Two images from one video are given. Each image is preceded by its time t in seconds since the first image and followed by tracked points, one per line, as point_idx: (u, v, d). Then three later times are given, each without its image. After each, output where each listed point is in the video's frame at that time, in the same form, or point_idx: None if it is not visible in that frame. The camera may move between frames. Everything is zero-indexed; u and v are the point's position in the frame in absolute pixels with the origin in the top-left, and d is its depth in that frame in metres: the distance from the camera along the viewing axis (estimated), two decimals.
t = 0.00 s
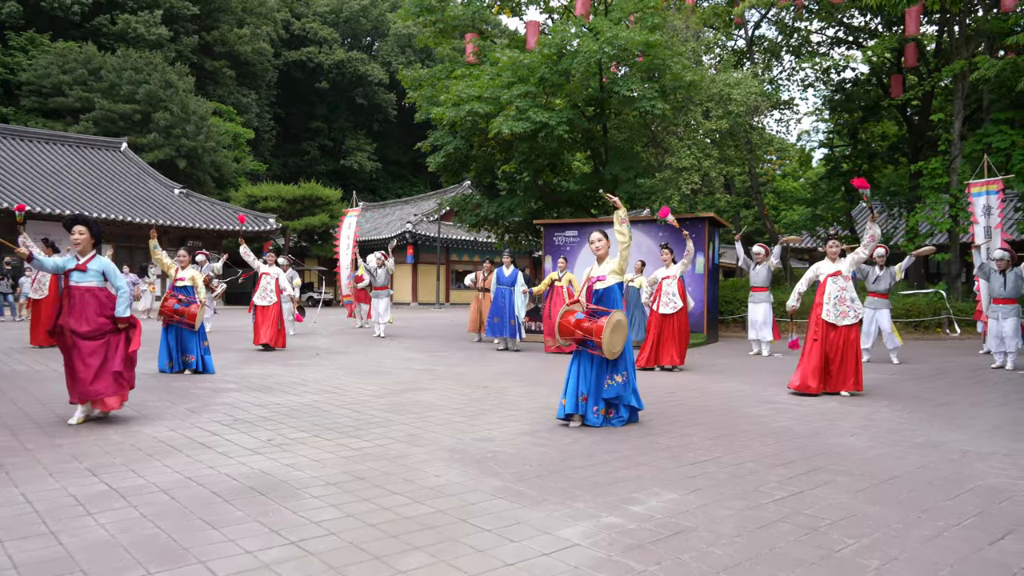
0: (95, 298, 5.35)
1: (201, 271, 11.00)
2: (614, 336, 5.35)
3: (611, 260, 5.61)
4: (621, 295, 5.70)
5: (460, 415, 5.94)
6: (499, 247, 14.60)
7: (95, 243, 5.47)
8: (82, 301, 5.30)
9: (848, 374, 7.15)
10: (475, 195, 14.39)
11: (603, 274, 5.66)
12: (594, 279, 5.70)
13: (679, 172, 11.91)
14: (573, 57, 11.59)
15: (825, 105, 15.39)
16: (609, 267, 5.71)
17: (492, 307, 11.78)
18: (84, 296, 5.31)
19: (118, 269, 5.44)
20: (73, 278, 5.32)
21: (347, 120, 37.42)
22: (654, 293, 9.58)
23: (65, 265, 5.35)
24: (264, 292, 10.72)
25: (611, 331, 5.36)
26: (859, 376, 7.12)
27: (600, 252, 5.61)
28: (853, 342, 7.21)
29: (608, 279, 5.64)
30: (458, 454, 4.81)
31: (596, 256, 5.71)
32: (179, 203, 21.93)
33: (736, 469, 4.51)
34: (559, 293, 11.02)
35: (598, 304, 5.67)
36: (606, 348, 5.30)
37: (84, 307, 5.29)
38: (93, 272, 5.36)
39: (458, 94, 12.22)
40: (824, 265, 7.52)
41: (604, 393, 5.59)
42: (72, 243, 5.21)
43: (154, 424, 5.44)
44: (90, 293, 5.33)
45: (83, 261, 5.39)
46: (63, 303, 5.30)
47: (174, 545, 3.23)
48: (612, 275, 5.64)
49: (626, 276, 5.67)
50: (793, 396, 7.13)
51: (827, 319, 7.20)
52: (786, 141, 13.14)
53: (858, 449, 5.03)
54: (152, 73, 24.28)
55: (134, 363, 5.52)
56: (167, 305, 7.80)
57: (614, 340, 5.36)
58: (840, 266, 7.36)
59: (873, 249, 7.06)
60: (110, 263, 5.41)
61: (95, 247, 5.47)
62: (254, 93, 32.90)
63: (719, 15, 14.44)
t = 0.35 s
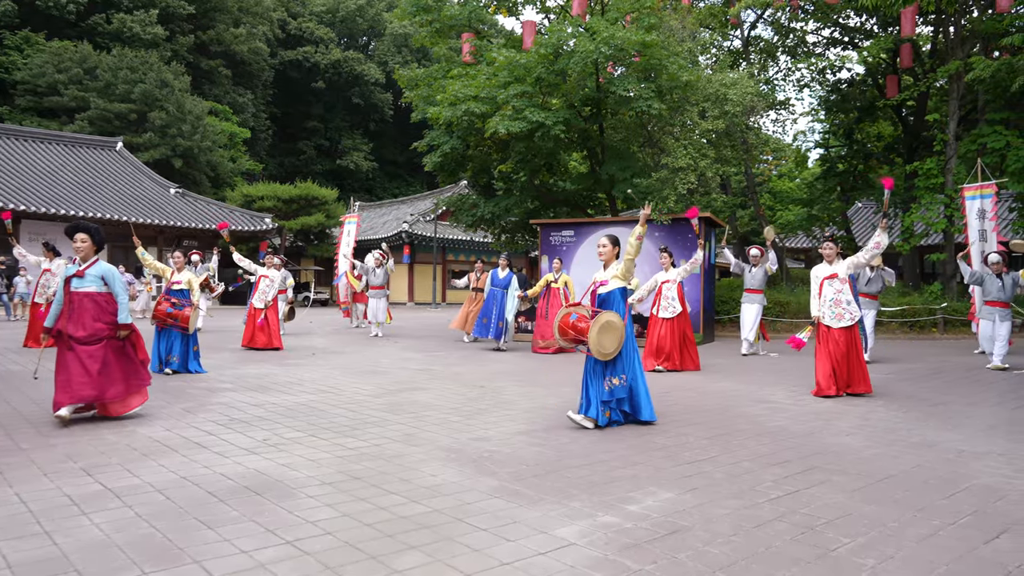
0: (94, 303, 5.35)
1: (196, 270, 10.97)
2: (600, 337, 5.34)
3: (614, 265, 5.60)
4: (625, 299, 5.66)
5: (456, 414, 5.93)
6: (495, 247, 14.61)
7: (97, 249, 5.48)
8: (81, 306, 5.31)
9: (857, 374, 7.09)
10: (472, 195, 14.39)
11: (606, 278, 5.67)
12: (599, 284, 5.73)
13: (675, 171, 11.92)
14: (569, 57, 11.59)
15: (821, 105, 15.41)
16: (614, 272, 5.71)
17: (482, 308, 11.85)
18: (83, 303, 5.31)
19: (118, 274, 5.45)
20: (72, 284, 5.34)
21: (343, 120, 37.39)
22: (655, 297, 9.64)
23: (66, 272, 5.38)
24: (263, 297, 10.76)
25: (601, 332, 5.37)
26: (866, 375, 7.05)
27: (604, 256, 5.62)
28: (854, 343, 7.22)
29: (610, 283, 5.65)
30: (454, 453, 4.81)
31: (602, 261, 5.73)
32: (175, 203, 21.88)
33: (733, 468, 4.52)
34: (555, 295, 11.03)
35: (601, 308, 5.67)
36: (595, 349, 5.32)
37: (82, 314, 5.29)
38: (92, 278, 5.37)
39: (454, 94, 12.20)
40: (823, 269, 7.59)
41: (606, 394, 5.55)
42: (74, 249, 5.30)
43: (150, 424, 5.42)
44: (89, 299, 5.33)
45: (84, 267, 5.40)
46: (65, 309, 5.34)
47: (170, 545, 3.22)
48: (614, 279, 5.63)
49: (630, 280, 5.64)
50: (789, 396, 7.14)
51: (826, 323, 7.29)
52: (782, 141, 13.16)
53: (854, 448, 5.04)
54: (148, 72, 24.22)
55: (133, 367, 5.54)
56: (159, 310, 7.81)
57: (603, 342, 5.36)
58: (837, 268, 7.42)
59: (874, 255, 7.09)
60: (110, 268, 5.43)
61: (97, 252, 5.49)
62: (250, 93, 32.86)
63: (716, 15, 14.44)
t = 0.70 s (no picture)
0: (70, 300, 5.26)
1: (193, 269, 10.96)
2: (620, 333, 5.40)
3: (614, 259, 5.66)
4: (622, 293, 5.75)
5: (453, 413, 5.94)
6: (492, 246, 14.61)
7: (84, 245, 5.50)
8: (59, 303, 5.25)
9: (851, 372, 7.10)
10: (468, 194, 14.40)
11: (607, 273, 5.70)
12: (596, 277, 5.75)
13: (672, 171, 11.94)
14: (566, 56, 11.59)
15: (818, 105, 15.43)
16: (613, 266, 5.75)
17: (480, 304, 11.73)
18: (61, 298, 5.26)
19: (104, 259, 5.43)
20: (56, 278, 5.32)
21: (340, 119, 37.38)
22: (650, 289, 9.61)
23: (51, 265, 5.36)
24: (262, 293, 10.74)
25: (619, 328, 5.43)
26: (862, 375, 7.06)
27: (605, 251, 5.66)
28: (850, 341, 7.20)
29: (611, 277, 5.69)
30: (450, 453, 4.81)
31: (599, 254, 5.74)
32: (172, 202, 21.85)
33: (729, 468, 4.52)
34: (552, 289, 11.07)
35: (599, 301, 5.70)
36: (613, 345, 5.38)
37: (56, 310, 5.20)
38: (73, 272, 5.32)
39: (451, 93, 12.24)
40: (819, 265, 7.55)
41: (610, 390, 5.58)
42: (62, 248, 5.35)
43: (145, 423, 5.41)
44: (66, 295, 5.27)
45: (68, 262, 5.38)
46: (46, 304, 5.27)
47: (165, 545, 3.21)
48: (615, 274, 5.68)
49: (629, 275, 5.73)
50: (786, 396, 7.15)
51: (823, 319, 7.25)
52: (779, 141, 13.18)
53: (849, 448, 5.04)
54: (144, 71, 24.22)
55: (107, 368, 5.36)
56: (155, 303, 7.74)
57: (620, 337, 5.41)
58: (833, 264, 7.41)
59: (872, 256, 7.18)
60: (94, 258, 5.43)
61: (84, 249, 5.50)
62: (247, 91, 32.81)
63: (712, 15, 14.46)
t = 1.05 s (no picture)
0: (43, 293, 5.09)
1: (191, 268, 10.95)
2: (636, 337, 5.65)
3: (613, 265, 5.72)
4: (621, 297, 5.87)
5: (450, 414, 5.94)
6: (490, 246, 14.60)
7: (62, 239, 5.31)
8: (32, 295, 5.09)
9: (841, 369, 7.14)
10: (466, 194, 14.40)
11: (607, 279, 5.76)
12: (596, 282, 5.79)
13: (669, 171, 11.93)
14: (563, 56, 11.57)
15: (815, 106, 15.43)
16: (611, 271, 5.80)
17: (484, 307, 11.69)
18: (35, 291, 5.10)
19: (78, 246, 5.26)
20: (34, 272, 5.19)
21: (338, 118, 37.34)
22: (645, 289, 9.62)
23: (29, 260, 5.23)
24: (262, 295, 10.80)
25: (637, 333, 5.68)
26: (850, 371, 7.07)
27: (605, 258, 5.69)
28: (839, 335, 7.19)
29: (612, 283, 5.75)
30: (447, 453, 4.80)
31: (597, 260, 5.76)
32: (169, 201, 21.81)
33: (726, 468, 4.53)
34: (557, 292, 11.03)
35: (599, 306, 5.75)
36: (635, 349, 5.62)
37: (27, 302, 5.04)
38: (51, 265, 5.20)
39: (448, 93, 12.23)
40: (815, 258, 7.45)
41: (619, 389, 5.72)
42: (39, 242, 5.17)
43: (141, 423, 5.40)
44: (40, 288, 5.10)
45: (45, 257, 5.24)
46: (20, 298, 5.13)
47: (161, 545, 3.21)
48: (617, 278, 5.75)
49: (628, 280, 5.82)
50: (783, 396, 7.16)
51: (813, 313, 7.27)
52: (776, 141, 13.20)
53: (846, 448, 5.05)
54: (141, 70, 24.16)
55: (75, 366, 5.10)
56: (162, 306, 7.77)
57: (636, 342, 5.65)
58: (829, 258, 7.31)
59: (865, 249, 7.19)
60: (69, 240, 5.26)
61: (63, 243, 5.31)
62: (244, 91, 32.75)
63: (709, 15, 14.46)
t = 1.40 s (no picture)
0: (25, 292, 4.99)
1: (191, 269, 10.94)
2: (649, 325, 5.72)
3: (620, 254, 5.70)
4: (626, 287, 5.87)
5: (451, 413, 5.93)
6: (490, 245, 14.61)
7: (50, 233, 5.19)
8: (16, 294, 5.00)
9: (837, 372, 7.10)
10: (466, 194, 14.41)
11: (615, 267, 5.73)
12: (603, 271, 5.75)
13: (670, 170, 11.94)
14: (564, 56, 11.57)
15: (816, 105, 15.44)
16: (617, 260, 5.78)
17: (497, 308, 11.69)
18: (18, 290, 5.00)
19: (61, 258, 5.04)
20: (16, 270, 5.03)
21: (338, 118, 37.37)
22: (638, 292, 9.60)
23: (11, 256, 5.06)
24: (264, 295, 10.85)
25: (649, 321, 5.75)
26: (843, 374, 7.02)
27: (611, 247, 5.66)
28: (835, 340, 7.18)
29: (620, 271, 5.74)
30: (449, 452, 4.80)
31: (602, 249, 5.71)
32: (170, 201, 21.82)
33: (728, 468, 4.53)
34: (557, 292, 11.03)
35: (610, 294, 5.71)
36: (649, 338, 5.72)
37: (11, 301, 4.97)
38: (33, 264, 5.02)
39: (449, 93, 12.24)
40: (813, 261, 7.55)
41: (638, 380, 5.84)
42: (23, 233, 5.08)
43: (143, 423, 5.40)
44: (24, 288, 4.99)
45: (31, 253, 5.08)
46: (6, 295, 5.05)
47: (163, 545, 3.21)
48: (625, 267, 5.74)
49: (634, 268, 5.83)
50: (785, 395, 7.16)
51: (811, 316, 7.28)
52: (777, 140, 13.22)
53: (847, 447, 5.05)
54: (142, 69, 24.15)
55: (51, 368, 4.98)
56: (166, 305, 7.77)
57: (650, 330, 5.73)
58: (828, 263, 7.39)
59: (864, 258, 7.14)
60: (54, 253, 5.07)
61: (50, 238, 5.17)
62: (245, 90, 32.74)
63: (710, 14, 14.47)
